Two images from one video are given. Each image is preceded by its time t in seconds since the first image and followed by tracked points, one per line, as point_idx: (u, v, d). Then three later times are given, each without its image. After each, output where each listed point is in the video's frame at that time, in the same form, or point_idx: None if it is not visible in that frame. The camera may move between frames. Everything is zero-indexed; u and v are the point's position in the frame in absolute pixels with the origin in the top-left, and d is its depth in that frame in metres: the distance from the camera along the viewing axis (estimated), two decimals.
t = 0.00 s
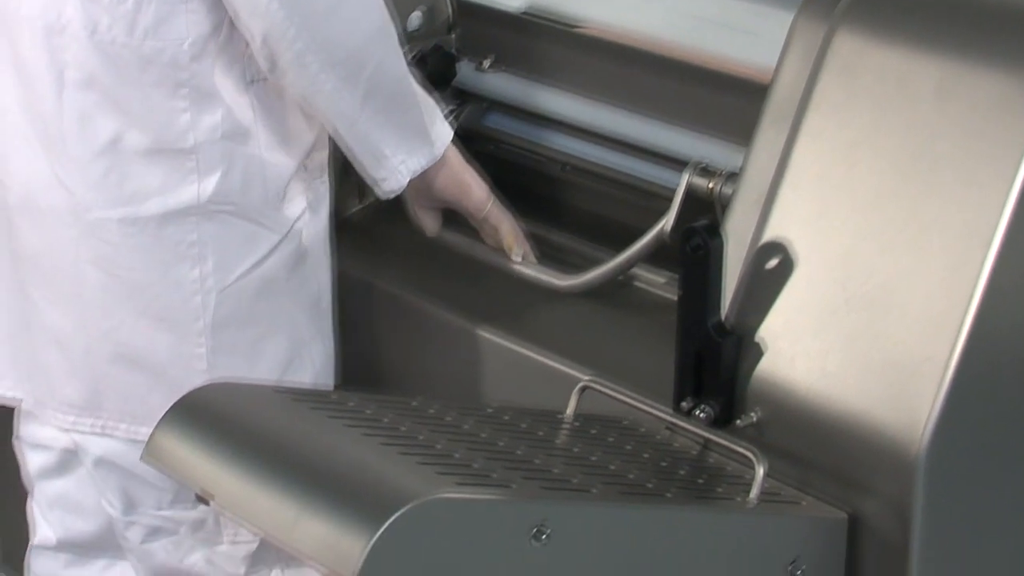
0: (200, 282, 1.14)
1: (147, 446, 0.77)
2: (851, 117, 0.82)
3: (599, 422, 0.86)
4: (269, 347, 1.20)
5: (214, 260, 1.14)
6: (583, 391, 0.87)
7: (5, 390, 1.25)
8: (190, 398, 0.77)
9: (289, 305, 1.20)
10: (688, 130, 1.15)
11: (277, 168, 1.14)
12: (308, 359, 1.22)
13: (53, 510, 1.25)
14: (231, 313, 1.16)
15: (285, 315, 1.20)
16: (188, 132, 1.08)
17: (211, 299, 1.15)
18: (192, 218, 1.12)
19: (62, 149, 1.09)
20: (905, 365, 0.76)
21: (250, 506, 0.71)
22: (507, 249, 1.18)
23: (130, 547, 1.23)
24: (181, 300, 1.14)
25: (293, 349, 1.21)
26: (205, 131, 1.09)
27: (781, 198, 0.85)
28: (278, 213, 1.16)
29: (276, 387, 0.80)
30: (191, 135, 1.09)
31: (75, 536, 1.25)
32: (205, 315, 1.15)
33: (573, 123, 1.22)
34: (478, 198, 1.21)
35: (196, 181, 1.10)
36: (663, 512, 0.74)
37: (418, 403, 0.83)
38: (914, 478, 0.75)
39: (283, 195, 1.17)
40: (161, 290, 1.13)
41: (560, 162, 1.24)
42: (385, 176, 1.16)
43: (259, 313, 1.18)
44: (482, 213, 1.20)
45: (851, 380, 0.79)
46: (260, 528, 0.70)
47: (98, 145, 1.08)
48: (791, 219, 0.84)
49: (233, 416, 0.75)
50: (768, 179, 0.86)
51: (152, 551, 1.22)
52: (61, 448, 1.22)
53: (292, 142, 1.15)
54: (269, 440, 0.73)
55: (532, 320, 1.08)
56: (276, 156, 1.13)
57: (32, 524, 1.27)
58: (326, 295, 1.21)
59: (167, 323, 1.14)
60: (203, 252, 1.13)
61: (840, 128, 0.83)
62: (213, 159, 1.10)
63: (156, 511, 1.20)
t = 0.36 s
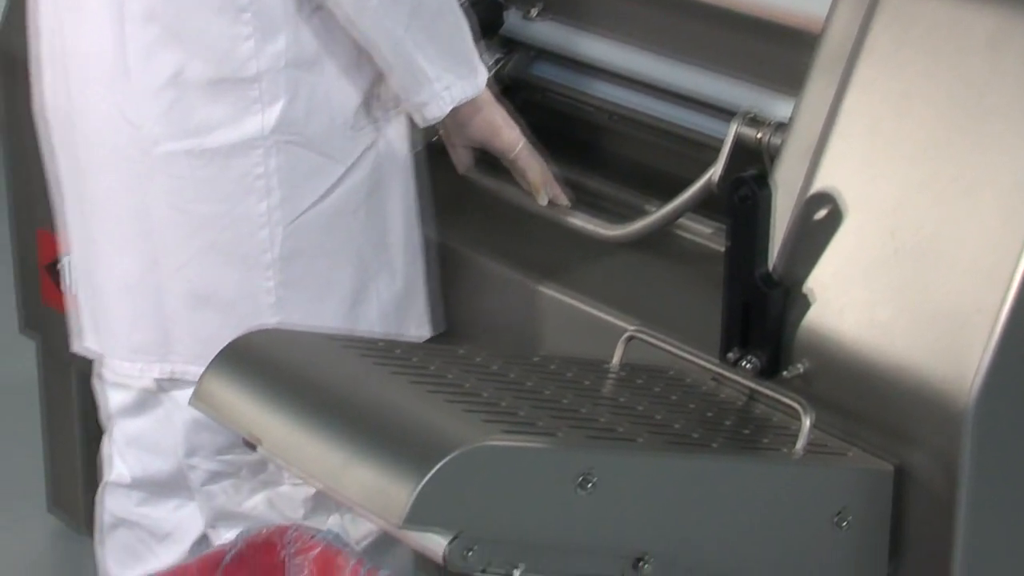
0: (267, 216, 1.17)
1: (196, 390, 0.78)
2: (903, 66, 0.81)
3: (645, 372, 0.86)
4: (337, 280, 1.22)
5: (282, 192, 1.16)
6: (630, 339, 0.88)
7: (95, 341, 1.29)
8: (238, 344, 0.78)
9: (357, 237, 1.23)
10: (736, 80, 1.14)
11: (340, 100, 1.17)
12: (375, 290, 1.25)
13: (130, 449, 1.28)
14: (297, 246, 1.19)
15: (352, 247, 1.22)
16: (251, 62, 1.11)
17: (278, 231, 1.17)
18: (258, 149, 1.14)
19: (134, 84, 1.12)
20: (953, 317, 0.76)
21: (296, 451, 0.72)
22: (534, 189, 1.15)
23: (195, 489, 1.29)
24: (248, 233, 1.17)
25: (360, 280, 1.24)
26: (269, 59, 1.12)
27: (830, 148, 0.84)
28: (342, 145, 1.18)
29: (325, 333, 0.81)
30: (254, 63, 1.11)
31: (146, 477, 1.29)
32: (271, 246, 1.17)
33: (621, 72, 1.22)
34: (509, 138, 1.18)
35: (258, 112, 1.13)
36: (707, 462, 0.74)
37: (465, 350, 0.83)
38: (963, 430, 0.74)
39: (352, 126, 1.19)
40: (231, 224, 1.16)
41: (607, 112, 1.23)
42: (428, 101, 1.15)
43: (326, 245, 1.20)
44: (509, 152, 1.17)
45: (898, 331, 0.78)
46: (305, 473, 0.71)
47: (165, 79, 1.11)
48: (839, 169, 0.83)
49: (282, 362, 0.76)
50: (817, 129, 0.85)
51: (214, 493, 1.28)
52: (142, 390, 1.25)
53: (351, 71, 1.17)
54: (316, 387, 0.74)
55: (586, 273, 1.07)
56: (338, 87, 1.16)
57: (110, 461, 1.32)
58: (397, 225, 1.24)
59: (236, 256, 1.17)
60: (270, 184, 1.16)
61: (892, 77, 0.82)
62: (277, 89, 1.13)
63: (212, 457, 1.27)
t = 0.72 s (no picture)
0: (357, 162, 1.13)
1: (246, 335, 0.78)
2: (962, 13, 0.79)
3: (695, 319, 0.86)
4: (436, 226, 1.18)
5: (372, 139, 1.13)
6: (682, 287, 0.87)
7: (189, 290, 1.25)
8: (288, 290, 0.78)
9: (454, 182, 1.18)
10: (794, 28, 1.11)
11: (430, 45, 1.13)
12: (472, 237, 1.21)
13: (209, 394, 1.26)
14: (389, 194, 1.15)
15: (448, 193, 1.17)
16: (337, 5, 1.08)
17: (369, 178, 1.13)
18: (347, 95, 1.11)
19: (219, 29, 1.11)
20: (1008, 267, 0.75)
21: (348, 397, 0.72)
22: (607, 135, 1.18)
23: (280, 438, 1.26)
24: (340, 179, 1.13)
25: (456, 228, 1.20)
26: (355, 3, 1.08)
27: (884, 96, 0.82)
28: (434, 88, 1.14)
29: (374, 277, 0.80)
30: (341, 7, 1.08)
31: (222, 424, 1.26)
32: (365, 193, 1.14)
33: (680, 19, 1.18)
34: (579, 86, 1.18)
35: (347, 57, 1.10)
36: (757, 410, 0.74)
37: (514, 295, 0.83)
38: (1016, 382, 0.74)
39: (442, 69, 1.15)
40: (323, 172, 1.13)
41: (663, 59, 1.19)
42: (518, 38, 1.13)
43: (420, 191, 1.16)
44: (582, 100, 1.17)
45: (951, 281, 0.77)
46: (357, 418, 0.72)
47: (251, 24, 1.09)
48: (892, 118, 0.82)
49: (333, 307, 0.76)
50: (872, 77, 0.83)
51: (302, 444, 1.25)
52: (221, 337, 1.23)
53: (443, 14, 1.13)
54: (367, 333, 0.74)
55: (670, 228, 1.04)
56: (430, 31, 1.13)
57: (186, 403, 1.30)
58: (495, 171, 1.20)
59: (328, 204, 1.14)
60: (361, 130, 1.12)
61: (950, 25, 0.80)
62: (366, 34, 1.10)
63: (299, 409, 1.22)
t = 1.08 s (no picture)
0: (431, 118, 1.08)
1: (302, 274, 0.78)
2: None
3: (750, 263, 0.85)
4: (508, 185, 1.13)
5: (447, 96, 1.07)
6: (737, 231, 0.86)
7: (271, 235, 1.23)
8: (344, 228, 0.78)
9: (533, 142, 1.13)
10: None
11: None
12: (549, 200, 1.16)
13: (277, 340, 1.22)
14: (464, 151, 1.09)
15: (526, 151, 1.12)
16: None
17: (443, 136, 1.08)
18: (421, 51, 1.05)
19: None
20: None
21: (403, 336, 0.72)
22: (695, 90, 1.10)
23: (353, 387, 1.22)
24: (415, 137, 1.08)
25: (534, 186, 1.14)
26: None
27: (946, 41, 0.80)
28: (514, 45, 1.09)
29: (431, 217, 0.80)
30: None
31: (291, 371, 1.22)
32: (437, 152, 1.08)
33: None
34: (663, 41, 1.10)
35: (423, 11, 1.04)
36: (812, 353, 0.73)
37: (570, 237, 0.82)
38: None
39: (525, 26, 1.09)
40: (395, 127, 1.08)
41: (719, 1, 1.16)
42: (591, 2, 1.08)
43: (497, 148, 1.11)
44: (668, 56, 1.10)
45: (1013, 226, 0.77)
46: (411, 356, 0.72)
47: None
48: (954, 63, 0.80)
49: (389, 247, 0.76)
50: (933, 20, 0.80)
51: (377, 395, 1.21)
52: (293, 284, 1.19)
53: None
54: (421, 273, 0.73)
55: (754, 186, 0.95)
56: None
57: (258, 348, 1.27)
58: (574, 133, 1.15)
59: (399, 160, 1.09)
60: (434, 88, 1.07)
61: None
62: None
63: (372, 361, 1.18)
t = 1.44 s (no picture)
0: (495, 75, 1.00)
1: (354, 215, 0.78)
2: None
3: (805, 210, 0.84)
4: (562, 149, 1.04)
5: (513, 53, 0.99)
6: (790, 177, 0.86)
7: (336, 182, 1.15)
8: (399, 169, 0.78)
9: (597, 107, 1.04)
10: None
11: None
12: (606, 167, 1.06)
13: (339, 297, 1.16)
14: (524, 111, 1.01)
15: (588, 116, 1.04)
16: None
17: (505, 94, 1.00)
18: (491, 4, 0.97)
19: None
20: None
21: (454, 279, 0.72)
22: (776, 54, 1.03)
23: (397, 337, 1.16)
24: (475, 92, 1.00)
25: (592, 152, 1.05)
26: None
27: None
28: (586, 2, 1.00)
29: (484, 161, 0.80)
30: None
31: (353, 327, 1.17)
32: (498, 110, 1.00)
33: None
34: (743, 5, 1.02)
35: None
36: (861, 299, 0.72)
37: (623, 183, 0.82)
38: None
39: None
40: (455, 82, 1.00)
41: None
42: None
43: (559, 111, 1.03)
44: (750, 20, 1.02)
45: None
46: (464, 302, 0.71)
47: None
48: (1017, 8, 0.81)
49: (441, 190, 0.75)
50: None
51: (413, 339, 1.14)
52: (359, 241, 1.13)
53: None
54: (474, 216, 0.73)
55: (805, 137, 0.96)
56: None
57: (321, 300, 1.21)
58: (639, 100, 1.05)
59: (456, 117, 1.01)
60: (501, 44, 0.99)
61: None
62: None
63: (415, 306, 1.10)
